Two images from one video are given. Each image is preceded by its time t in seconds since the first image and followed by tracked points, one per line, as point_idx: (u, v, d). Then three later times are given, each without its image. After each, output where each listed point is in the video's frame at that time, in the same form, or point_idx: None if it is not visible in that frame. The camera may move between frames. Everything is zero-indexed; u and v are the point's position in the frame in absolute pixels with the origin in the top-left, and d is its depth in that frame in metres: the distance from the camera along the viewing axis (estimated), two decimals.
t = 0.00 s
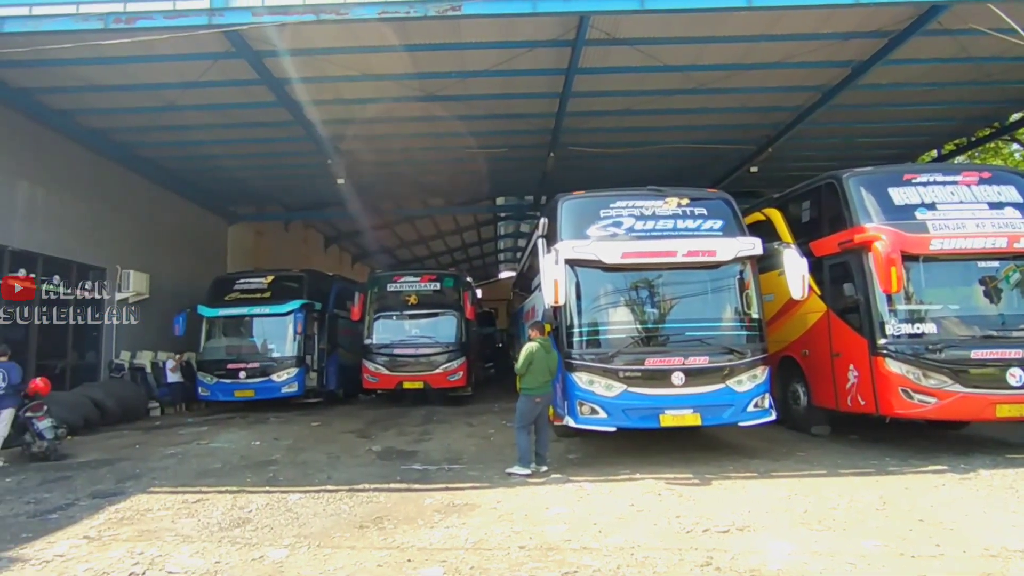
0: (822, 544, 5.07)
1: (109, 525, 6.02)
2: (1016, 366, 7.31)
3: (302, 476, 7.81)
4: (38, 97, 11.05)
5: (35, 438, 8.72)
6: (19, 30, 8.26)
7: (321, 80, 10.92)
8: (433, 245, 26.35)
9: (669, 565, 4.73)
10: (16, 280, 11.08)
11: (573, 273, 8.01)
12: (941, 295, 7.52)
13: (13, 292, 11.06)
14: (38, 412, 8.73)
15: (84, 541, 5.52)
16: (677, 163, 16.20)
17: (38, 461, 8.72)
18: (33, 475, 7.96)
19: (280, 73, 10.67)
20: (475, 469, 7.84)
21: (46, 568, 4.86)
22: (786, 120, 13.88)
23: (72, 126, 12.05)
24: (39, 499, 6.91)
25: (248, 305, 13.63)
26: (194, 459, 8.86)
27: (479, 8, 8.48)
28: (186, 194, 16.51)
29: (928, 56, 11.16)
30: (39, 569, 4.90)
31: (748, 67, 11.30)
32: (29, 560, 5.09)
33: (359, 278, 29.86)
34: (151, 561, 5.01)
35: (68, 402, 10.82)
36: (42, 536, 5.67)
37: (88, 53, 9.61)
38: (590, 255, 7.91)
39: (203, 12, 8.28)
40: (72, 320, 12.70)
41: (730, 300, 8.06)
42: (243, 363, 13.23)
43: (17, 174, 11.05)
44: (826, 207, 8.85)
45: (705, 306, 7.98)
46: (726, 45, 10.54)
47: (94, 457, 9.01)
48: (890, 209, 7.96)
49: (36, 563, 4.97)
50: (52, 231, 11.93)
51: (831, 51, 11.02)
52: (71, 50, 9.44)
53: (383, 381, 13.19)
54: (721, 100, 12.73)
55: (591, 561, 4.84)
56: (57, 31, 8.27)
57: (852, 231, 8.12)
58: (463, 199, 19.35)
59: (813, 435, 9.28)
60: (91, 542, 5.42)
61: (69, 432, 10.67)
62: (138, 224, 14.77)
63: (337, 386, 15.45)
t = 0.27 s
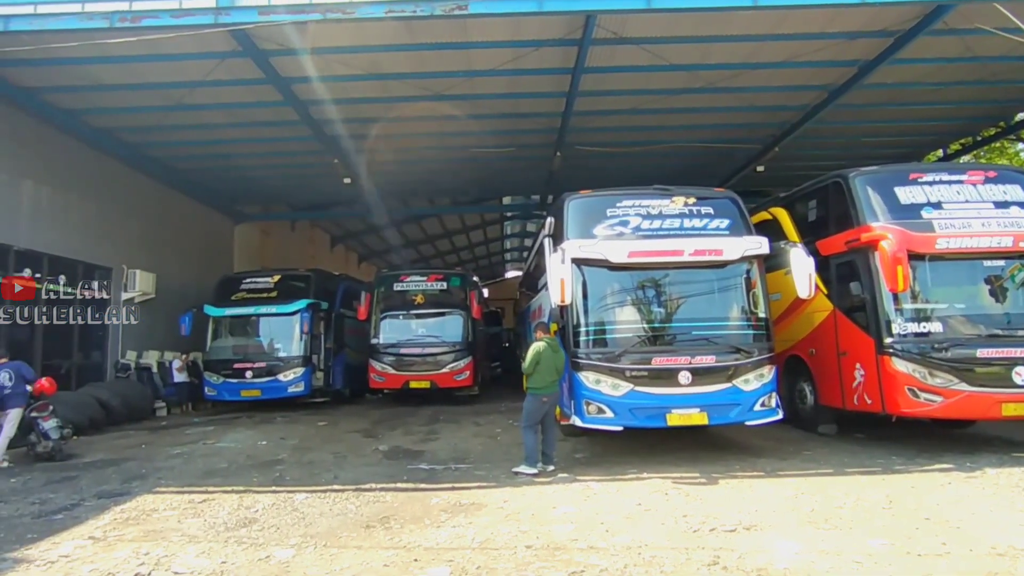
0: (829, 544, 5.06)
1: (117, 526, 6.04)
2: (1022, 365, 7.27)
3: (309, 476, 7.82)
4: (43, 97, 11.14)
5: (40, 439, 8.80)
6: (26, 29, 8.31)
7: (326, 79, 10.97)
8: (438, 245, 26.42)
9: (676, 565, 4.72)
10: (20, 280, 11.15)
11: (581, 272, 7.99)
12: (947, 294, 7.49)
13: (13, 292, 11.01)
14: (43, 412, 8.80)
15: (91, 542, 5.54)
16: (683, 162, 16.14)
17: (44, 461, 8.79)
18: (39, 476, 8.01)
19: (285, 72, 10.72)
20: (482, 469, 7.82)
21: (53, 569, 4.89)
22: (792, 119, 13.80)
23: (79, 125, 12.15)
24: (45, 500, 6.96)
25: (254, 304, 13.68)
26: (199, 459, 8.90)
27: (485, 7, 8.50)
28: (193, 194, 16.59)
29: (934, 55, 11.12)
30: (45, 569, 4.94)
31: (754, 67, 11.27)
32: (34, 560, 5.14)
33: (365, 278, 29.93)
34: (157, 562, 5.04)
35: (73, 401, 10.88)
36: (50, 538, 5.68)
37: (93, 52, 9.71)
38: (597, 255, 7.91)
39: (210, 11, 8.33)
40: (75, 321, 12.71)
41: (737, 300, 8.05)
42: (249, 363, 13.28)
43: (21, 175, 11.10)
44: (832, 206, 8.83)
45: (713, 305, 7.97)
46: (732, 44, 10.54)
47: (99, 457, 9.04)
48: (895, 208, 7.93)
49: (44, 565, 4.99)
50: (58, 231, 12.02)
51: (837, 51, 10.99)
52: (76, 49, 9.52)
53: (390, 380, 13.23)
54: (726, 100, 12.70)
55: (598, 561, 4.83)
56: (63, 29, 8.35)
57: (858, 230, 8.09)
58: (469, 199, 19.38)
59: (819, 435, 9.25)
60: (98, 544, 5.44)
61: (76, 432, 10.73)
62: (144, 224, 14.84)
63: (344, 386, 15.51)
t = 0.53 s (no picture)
0: (830, 544, 5.06)
1: (117, 525, 6.04)
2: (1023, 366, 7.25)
3: (309, 476, 7.82)
4: (43, 96, 11.15)
5: (41, 438, 8.80)
6: (27, 28, 8.32)
7: (327, 79, 10.97)
8: (439, 245, 26.41)
9: (677, 566, 4.71)
10: (20, 279, 11.15)
11: (581, 272, 7.99)
12: (948, 295, 7.48)
13: (13, 292, 11.01)
14: (44, 412, 8.80)
15: (91, 541, 5.54)
16: (683, 161, 16.12)
17: (44, 460, 8.79)
18: (40, 475, 8.00)
19: (286, 72, 10.72)
20: (482, 469, 7.82)
21: (53, 568, 4.89)
22: (794, 118, 13.77)
23: (80, 125, 12.15)
24: (46, 499, 6.95)
25: (255, 304, 13.68)
26: (199, 459, 8.90)
27: (485, 7, 8.50)
28: (194, 194, 16.60)
29: (935, 55, 11.11)
30: (45, 568, 4.94)
31: (755, 66, 11.25)
32: (34, 560, 5.14)
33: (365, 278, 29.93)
34: (157, 561, 5.03)
35: (73, 401, 10.87)
36: (50, 537, 5.66)
37: (92, 51, 9.72)
38: (597, 255, 7.91)
39: (210, 11, 8.34)
40: (75, 321, 12.72)
41: (737, 300, 8.04)
42: (250, 363, 13.28)
43: (22, 174, 11.10)
44: (834, 206, 8.82)
45: (713, 306, 7.96)
46: (734, 44, 10.54)
47: (100, 457, 9.03)
48: (897, 208, 7.93)
49: (44, 565, 4.99)
50: (59, 231, 12.03)
51: (838, 51, 10.98)
52: (76, 48, 9.52)
53: (390, 380, 13.22)
54: (727, 100, 12.68)
55: (598, 561, 4.83)
56: (64, 28, 8.34)
57: (859, 231, 8.08)
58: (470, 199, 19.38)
59: (819, 435, 9.23)
60: (98, 543, 5.43)
61: (76, 431, 10.72)
62: (145, 223, 14.86)
63: (344, 386, 15.52)
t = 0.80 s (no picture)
0: (824, 545, 5.05)
1: (110, 525, 5.99)
2: (1015, 367, 7.27)
3: (302, 476, 7.78)
4: (35, 95, 11.08)
5: (34, 438, 8.72)
6: (20, 27, 8.25)
7: (321, 79, 10.93)
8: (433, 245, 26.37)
9: (670, 566, 4.70)
10: (19, 280, 11.19)
11: (575, 272, 7.97)
12: (941, 296, 7.49)
13: (13, 292, 11.04)
14: (36, 412, 8.73)
15: (83, 542, 5.49)
16: (678, 162, 16.11)
17: (37, 460, 8.71)
18: (32, 475, 7.93)
19: (280, 71, 10.68)
20: (475, 469, 7.80)
21: (45, 568, 4.85)
22: (788, 119, 13.79)
23: (73, 124, 12.07)
24: (38, 499, 6.89)
25: (248, 304, 13.62)
26: (192, 459, 8.84)
27: (480, 6, 8.48)
28: (188, 193, 16.52)
29: (929, 57, 11.16)
30: (37, 569, 4.89)
31: (750, 67, 11.27)
32: (26, 560, 5.09)
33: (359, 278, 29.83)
34: (149, 562, 4.99)
35: (67, 401, 10.80)
36: (42, 538, 5.61)
37: (84, 50, 9.66)
38: (591, 255, 7.89)
39: (204, 10, 8.30)
40: (71, 320, 12.65)
41: (731, 301, 8.04)
42: (243, 363, 13.22)
43: (15, 173, 11.02)
44: (828, 207, 8.83)
45: (707, 306, 7.96)
46: (728, 45, 10.55)
47: (92, 457, 8.96)
48: (890, 209, 7.94)
49: (36, 565, 4.94)
50: (52, 230, 11.95)
51: (831, 53, 11.01)
52: (68, 47, 9.44)
53: (384, 380, 13.18)
54: (721, 100, 12.69)
55: (592, 562, 4.81)
56: (56, 27, 8.27)
57: (853, 232, 8.10)
58: (465, 199, 19.34)
59: (813, 436, 9.22)
60: (91, 544, 5.38)
61: (69, 431, 10.64)
62: (139, 223, 14.78)
63: (337, 386, 15.46)
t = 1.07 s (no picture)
0: (816, 544, 5.08)
1: (101, 526, 5.97)
2: (1007, 367, 7.30)
3: (296, 476, 7.78)
4: (28, 94, 11.04)
5: (25, 438, 8.70)
6: (13, 24, 8.23)
7: (317, 78, 10.92)
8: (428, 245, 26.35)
9: (664, 566, 4.71)
10: (20, 279, 11.33)
11: (570, 272, 7.98)
12: (934, 297, 7.53)
13: (13, 291, 11.22)
14: (28, 412, 8.70)
15: (75, 542, 5.48)
16: (673, 162, 16.14)
17: (29, 460, 8.68)
18: (24, 475, 7.90)
19: (275, 71, 10.66)
20: (470, 469, 7.81)
21: (36, 570, 4.83)
22: (782, 121, 13.84)
23: (66, 122, 12.03)
24: (30, 500, 6.86)
25: (243, 303, 13.59)
26: (185, 459, 8.82)
27: (476, 6, 8.49)
28: (183, 192, 16.48)
29: (921, 59, 11.22)
30: (28, 569, 4.88)
31: (745, 68, 11.31)
32: (17, 560, 5.08)
33: (354, 278, 29.78)
34: (141, 562, 4.98)
35: (60, 401, 10.75)
36: (32, 539, 5.59)
37: (78, 47, 9.63)
38: (586, 255, 7.90)
39: (199, 9, 8.29)
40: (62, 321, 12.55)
41: (726, 301, 8.06)
42: (237, 363, 13.20)
43: (8, 172, 10.98)
44: (822, 208, 8.87)
45: (701, 307, 7.98)
46: (723, 46, 10.58)
47: (85, 457, 8.93)
48: (884, 210, 7.98)
49: (27, 566, 4.93)
50: (44, 228, 11.88)
51: (825, 54, 11.05)
52: (62, 45, 9.41)
53: (379, 380, 13.17)
54: (716, 101, 12.72)
55: (586, 561, 4.82)
56: (50, 25, 8.24)
57: (847, 233, 8.12)
58: (460, 199, 19.34)
59: (807, 437, 9.24)
60: (82, 544, 5.37)
61: (61, 432, 10.59)
62: (133, 222, 14.74)
63: (332, 386, 15.44)
